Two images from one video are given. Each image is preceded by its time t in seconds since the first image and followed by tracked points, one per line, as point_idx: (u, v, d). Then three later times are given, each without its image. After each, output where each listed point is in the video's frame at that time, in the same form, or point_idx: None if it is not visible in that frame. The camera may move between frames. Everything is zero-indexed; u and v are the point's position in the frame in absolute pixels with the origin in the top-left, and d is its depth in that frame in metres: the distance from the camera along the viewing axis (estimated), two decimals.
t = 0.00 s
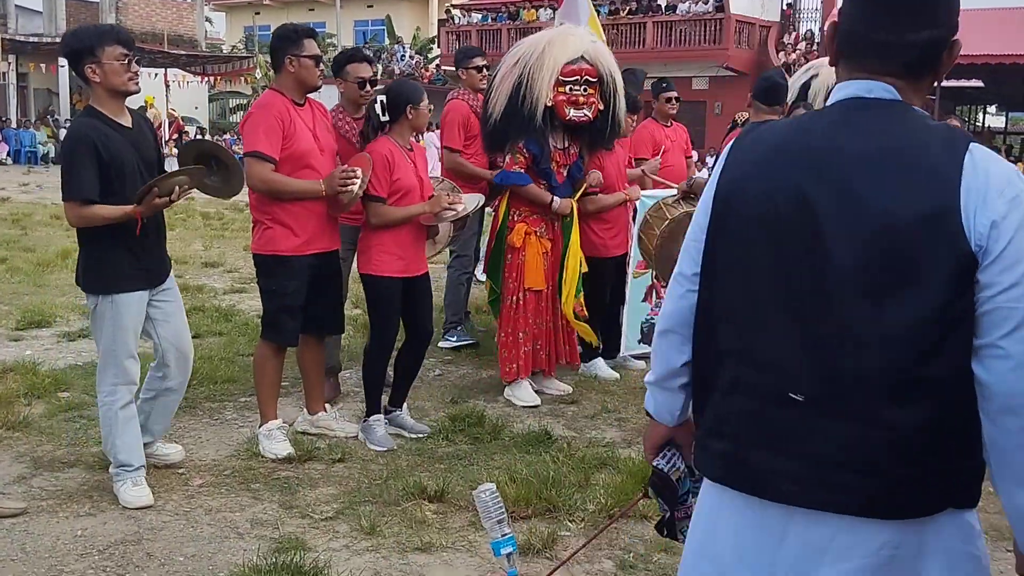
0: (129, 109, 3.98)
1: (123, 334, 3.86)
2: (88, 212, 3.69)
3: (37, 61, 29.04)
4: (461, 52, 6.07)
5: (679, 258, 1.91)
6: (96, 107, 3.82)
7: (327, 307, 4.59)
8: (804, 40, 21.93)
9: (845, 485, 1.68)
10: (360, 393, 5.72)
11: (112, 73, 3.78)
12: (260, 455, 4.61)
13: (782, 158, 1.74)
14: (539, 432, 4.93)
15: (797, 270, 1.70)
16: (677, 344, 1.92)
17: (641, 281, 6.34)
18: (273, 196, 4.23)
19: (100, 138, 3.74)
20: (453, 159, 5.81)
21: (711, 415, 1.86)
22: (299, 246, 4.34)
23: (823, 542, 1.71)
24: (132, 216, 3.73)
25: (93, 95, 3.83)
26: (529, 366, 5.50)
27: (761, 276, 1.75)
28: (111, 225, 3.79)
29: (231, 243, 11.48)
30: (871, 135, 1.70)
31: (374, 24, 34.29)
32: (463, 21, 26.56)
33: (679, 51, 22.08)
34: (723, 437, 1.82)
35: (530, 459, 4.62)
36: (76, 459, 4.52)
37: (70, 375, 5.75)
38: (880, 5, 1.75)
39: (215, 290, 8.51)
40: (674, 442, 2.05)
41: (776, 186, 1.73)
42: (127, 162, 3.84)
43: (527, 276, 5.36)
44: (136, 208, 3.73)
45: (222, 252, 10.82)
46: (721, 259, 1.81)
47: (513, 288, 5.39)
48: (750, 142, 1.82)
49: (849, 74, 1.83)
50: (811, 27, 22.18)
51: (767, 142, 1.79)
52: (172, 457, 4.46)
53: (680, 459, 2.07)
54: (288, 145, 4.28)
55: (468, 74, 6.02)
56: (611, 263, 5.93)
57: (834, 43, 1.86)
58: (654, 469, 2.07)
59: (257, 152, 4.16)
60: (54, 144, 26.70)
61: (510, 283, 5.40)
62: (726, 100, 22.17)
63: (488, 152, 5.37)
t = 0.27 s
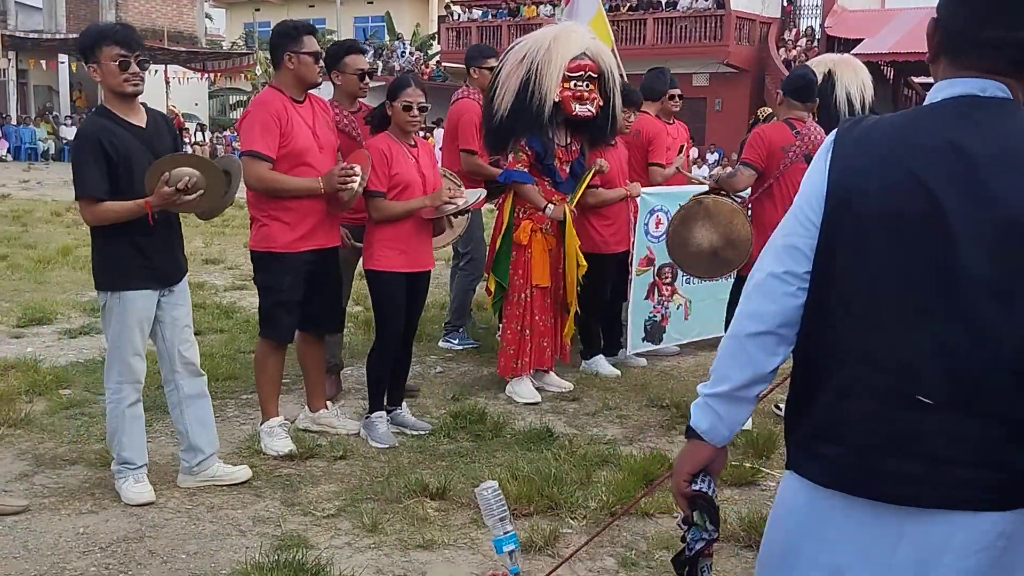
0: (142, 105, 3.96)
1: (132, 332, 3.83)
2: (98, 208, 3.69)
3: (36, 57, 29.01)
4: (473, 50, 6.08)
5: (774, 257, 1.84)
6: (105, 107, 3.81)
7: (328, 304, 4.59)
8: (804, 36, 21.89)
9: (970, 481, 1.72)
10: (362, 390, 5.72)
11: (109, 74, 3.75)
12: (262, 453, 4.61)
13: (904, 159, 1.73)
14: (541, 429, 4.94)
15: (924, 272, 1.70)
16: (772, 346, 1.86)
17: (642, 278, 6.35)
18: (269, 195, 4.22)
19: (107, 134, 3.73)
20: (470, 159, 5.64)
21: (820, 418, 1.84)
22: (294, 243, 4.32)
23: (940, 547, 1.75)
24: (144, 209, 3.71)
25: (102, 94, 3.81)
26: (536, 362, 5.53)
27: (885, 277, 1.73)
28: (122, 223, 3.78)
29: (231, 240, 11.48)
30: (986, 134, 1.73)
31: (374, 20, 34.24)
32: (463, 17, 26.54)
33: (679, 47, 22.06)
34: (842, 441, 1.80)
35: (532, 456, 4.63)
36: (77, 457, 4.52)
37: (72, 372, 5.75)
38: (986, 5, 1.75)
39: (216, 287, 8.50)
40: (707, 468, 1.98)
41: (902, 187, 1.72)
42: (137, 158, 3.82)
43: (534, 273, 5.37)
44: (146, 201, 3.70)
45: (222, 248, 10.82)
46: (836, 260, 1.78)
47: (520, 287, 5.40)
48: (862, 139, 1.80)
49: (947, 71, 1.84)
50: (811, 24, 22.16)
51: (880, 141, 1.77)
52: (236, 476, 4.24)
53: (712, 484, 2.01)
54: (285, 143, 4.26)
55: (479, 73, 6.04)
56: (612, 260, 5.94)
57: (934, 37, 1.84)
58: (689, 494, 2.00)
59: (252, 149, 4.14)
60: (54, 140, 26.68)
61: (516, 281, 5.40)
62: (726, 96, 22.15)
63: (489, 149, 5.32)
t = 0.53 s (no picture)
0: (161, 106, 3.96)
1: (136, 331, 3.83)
2: (109, 204, 3.70)
3: (36, 56, 29.00)
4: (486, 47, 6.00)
5: (868, 271, 1.82)
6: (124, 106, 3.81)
7: (330, 306, 4.59)
8: (805, 36, 21.87)
9: None
10: (364, 392, 5.72)
11: (130, 72, 3.73)
12: (264, 454, 4.62)
13: (1002, 169, 1.76)
14: (542, 430, 4.95)
15: None
16: (869, 364, 1.85)
17: (644, 280, 6.33)
18: (266, 199, 4.22)
19: (122, 132, 3.73)
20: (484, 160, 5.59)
21: (913, 430, 1.86)
22: (292, 245, 4.32)
23: None
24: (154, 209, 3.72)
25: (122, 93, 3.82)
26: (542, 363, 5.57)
27: (988, 289, 1.77)
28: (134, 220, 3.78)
29: (232, 240, 11.48)
30: None
31: (375, 20, 34.21)
32: (463, 17, 26.51)
33: (680, 47, 22.05)
34: (940, 453, 1.82)
35: (533, 458, 4.63)
36: (79, 458, 4.53)
37: (74, 373, 5.75)
38: None
39: (217, 288, 8.50)
40: (790, 481, 2.01)
41: (1004, 198, 1.75)
42: (148, 157, 3.82)
43: (539, 274, 5.39)
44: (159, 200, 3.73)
45: (224, 248, 10.82)
46: (935, 271, 1.79)
47: (526, 289, 5.40)
48: (949, 148, 1.80)
49: (1018, 75, 1.88)
50: (812, 24, 22.15)
51: (973, 149, 1.78)
52: (240, 477, 4.25)
53: (798, 498, 2.08)
54: (281, 147, 4.26)
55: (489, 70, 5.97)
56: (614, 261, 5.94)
57: (1010, 33, 1.88)
58: (778, 510, 2.06)
59: (247, 154, 4.15)
60: (55, 140, 26.68)
61: (523, 283, 5.40)
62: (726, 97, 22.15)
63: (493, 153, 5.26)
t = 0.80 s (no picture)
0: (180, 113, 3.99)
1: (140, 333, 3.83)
2: (121, 204, 3.70)
3: (38, 59, 29.03)
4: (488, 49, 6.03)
5: (893, 275, 1.78)
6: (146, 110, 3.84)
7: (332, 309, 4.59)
8: (806, 40, 21.92)
9: None
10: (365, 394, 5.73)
11: (162, 74, 3.78)
12: (266, 456, 4.62)
13: None
14: (544, 433, 4.95)
15: None
16: (892, 371, 1.81)
17: (646, 283, 6.34)
18: (261, 204, 4.22)
19: (138, 133, 3.75)
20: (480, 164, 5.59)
21: (940, 437, 1.82)
22: (288, 251, 4.32)
23: None
24: (167, 215, 3.74)
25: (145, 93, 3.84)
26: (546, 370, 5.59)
27: (1018, 292, 1.74)
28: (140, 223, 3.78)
29: (233, 243, 11.49)
30: None
31: (375, 23, 34.26)
32: (464, 20, 26.55)
33: (681, 51, 22.09)
34: (970, 462, 1.78)
35: (535, 461, 4.63)
36: (81, 461, 4.53)
37: (76, 375, 5.75)
38: None
39: (218, 290, 8.51)
40: (811, 484, 1.96)
41: None
42: (163, 162, 3.82)
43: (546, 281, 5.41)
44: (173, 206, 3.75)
45: (225, 251, 10.83)
46: (963, 275, 1.76)
47: (531, 295, 5.43)
48: (974, 150, 1.77)
49: None
50: (812, 28, 22.19)
51: (1000, 151, 1.76)
52: (223, 479, 4.27)
53: (822, 502, 2.00)
54: (275, 152, 4.26)
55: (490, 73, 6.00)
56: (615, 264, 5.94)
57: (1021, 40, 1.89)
58: (799, 512, 2.00)
59: (242, 159, 4.15)
60: (56, 142, 26.72)
61: (528, 289, 5.42)
62: (726, 100, 22.20)
63: (493, 155, 5.25)
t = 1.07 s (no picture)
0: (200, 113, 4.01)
1: (151, 330, 3.83)
2: (133, 197, 3.71)
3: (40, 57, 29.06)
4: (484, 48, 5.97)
5: (894, 278, 1.78)
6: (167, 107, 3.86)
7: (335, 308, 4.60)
8: (807, 41, 21.93)
9: None
10: (367, 393, 5.73)
11: (193, 74, 3.82)
12: (269, 454, 4.63)
13: None
14: (546, 432, 4.96)
15: None
16: (892, 372, 1.82)
17: (647, 283, 6.36)
18: (260, 203, 4.21)
19: (158, 129, 3.77)
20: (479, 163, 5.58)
21: (941, 439, 1.82)
22: (286, 250, 4.32)
23: None
24: (178, 207, 3.75)
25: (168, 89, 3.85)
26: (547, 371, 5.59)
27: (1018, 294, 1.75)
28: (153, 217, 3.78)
29: (235, 241, 11.51)
30: None
31: (377, 22, 34.27)
32: (466, 20, 26.56)
33: (683, 52, 22.10)
34: (972, 463, 1.79)
35: (537, 460, 4.65)
36: (85, 458, 4.54)
37: (79, 373, 5.76)
38: None
39: (220, 288, 8.52)
40: (809, 489, 1.97)
41: None
42: (180, 160, 3.84)
43: (545, 281, 5.40)
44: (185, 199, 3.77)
45: (227, 250, 10.84)
46: (965, 277, 1.76)
47: (532, 295, 5.44)
48: (975, 151, 1.78)
49: None
50: (814, 29, 22.20)
51: (1000, 152, 1.76)
52: (225, 476, 4.28)
53: (822, 507, 2.03)
54: (276, 148, 4.25)
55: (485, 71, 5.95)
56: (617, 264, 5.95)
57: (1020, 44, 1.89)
58: (801, 519, 2.01)
59: (242, 156, 4.14)
60: (58, 141, 26.74)
61: (529, 289, 5.44)
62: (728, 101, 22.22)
63: (493, 155, 5.27)
